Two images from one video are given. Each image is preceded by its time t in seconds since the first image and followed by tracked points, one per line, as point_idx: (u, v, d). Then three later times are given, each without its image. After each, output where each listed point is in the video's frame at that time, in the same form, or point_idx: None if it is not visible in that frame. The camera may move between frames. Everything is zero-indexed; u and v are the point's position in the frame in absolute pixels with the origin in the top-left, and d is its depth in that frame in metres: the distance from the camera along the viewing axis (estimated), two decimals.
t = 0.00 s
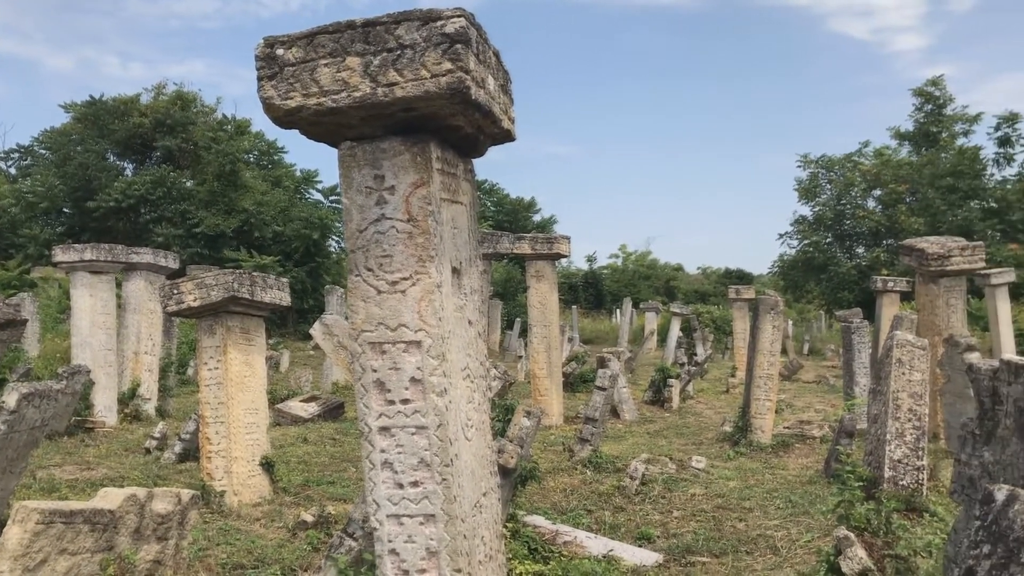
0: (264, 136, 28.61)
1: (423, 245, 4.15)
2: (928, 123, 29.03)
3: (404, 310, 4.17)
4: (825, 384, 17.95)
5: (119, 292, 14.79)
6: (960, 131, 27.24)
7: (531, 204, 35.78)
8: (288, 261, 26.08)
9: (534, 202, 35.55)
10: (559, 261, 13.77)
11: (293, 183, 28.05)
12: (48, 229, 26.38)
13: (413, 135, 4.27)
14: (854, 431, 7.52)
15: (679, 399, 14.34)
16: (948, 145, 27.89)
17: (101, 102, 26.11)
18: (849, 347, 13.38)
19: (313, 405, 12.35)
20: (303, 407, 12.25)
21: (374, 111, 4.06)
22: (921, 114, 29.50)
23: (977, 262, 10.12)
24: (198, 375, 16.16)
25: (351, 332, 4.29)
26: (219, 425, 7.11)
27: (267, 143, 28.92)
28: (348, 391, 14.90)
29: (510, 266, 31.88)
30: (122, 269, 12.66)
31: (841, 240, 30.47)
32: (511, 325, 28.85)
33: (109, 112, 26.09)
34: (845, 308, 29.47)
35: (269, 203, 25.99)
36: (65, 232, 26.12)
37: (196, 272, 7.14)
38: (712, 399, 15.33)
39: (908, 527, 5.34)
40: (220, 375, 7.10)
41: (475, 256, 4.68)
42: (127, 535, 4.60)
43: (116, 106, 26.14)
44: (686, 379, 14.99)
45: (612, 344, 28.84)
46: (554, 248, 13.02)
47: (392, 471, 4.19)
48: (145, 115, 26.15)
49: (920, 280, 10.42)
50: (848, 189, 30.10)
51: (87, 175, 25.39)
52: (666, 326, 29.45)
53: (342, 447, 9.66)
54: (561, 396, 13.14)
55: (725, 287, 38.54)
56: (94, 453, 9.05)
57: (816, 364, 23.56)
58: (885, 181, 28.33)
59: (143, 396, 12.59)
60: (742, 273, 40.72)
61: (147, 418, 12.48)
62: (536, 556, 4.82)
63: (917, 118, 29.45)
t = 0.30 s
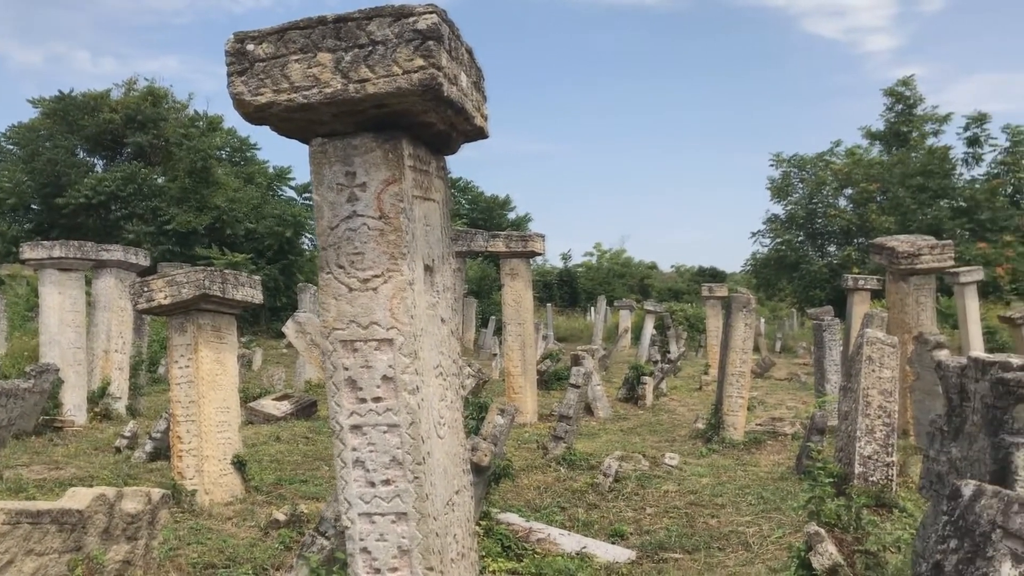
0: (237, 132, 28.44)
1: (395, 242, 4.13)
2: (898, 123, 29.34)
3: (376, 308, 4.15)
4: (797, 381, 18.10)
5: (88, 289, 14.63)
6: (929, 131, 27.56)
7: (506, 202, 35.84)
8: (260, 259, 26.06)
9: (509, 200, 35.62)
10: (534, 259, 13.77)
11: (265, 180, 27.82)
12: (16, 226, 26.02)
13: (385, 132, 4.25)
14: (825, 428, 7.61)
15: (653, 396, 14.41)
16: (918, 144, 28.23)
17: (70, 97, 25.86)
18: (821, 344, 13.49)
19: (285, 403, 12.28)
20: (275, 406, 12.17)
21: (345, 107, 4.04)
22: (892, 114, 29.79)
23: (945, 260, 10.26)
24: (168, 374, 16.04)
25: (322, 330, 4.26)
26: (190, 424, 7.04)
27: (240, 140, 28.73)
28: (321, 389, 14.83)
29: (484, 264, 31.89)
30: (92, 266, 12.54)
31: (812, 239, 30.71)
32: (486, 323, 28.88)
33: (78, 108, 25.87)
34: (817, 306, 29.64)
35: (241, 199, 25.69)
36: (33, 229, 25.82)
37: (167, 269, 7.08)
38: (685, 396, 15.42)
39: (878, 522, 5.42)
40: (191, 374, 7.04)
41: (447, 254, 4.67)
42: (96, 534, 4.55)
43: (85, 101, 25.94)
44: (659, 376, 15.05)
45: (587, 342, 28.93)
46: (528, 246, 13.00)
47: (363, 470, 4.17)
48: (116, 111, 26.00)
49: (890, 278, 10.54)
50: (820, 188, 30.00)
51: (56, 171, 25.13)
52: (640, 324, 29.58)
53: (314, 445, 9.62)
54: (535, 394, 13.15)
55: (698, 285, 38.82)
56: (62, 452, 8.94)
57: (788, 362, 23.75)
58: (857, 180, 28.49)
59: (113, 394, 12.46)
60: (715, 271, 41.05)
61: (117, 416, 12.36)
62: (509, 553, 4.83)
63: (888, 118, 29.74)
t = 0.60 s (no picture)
0: (206, 128, 28.34)
1: (364, 239, 4.11)
2: (868, 122, 29.60)
3: (344, 305, 4.13)
4: (767, 377, 18.26)
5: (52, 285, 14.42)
6: (898, 130, 27.85)
7: (479, 199, 35.84)
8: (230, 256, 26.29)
9: (482, 197, 35.64)
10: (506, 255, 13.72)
11: (235, 176, 27.96)
12: None
13: (354, 127, 4.23)
14: (794, 424, 7.67)
15: (625, 393, 14.44)
16: (887, 143, 28.53)
17: (36, 91, 25.53)
18: (791, 341, 13.57)
19: (256, 401, 12.21)
20: (246, 404, 12.09)
21: (313, 103, 4.01)
22: (862, 113, 30.08)
23: (913, 258, 10.37)
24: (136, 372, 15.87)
25: (289, 327, 4.23)
26: (158, 422, 6.99)
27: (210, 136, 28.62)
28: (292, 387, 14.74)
29: (457, 261, 31.87)
30: (58, 263, 12.41)
31: (783, 237, 30.77)
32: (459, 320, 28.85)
33: (45, 102, 25.54)
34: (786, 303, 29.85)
35: (210, 196, 25.84)
36: None
37: (135, 266, 7.01)
38: (656, 392, 15.50)
39: (846, 517, 5.48)
40: (159, 371, 6.99)
41: (417, 250, 4.66)
42: (61, 535, 4.50)
43: (52, 96, 25.61)
44: (631, 373, 15.11)
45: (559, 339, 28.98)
46: (500, 243, 12.95)
47: (332, 468, 4.16)
48: (83, 106, 25.62)
49: (859, 276, 10.63)
50: (790, 186, 30.17)
51: (23, 166, 24.87)
52: (612, 321, 29.69)
53: (284, 443, 9.57)
54: (508, 391, 13.15)
55: (671, 282, 39.01)
56: (27, 452, 8.82)
57: (759, 358, 23.92)
58: (827, 178, 28.61)
59: (79, 393, 12.32)
60: (687, 268, 41.35)
61: (85, 415, 12.23)
62: (480, 550, 4.85)
63: (858, 117, 30.00)
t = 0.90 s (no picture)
0: (177, 125, 29.11)
1: (332, 235, 4.10)
2: (838, 120, 29.85)
3: (312, 301, 4.11)
4: (738, 373, 18.40)
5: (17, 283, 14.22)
6: (868, 128, 28.13)
7: (452, 195, 35.81)
8: (202, 253, 26.44)
9: (455, 193, 35.64)
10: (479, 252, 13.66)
11: (206, 172, 28.58)
12: None
13: (322, 122, 4.20)
14: (765, 419, 7.74)
15: (597, 390, 14.48)
16: (857, 141, 28.82)
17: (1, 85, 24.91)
18: (761, 337, 13.62)
19: (227, 399, 12.15)
20: (216, 401, 12.03)
21: (281, 98, 3.99)
22: (832, 111, 30.34)
23: (880, 255, 10.52)
24: (104, 370, 15.71)
25: (257, 324, 4.21)
26: (127, 420, 6.98)
27: (181, 132, 29.47)
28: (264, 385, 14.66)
29: (430, 258, 31.85)
30: (24, 259, 12.28)
31: (754, 233, 30.91)
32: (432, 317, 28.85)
33: (10, 97, 24.99)
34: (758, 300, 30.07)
35: (181, 192, 25.90)
36: None
37: (103, 263, 6.96)
38: (629, 388, 15.56)
39: (814, 512, 5.54)
40: (127, 369, 6.96)
41: (387, 247, 4.65)
42: (27, 535, 4.43)
43: (18, 90, 24.96)
44: (604, 369, 15.16)
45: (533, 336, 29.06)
46: (473, 239, 12.89)
47: (300, 465, 4.15)
48: (50, 100, 25.11)
49: (829, 272, 10.70)
50: (761, 183, 30.40)
51: None
52: (585, 317, 29.83)
53: (256, 441, 9.54)
54: (481, 388, 13.13)
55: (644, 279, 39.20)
56: None
57: (730, 354, 24.11)
58: (797, 176, 28.69)
59: (47, 391, 12.20)
60: (660, 265, 41.66)
61: (52, 414, 12.10)
62: (452, 547, 4.87)
63: (828, 115, 30.26)
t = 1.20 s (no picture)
0: (142, 119, 29.10)
1: (296, 230, 4.08)
2: (806, 118, 30.11)
3: (276, 298, 4.10)
4: (707, 368, 18.52)
5: None
6: (835, 126, 28.45)
7: (422, 191, 35.78)
8: (168, 249, 26.36)
9: (425, 189, 35.61)
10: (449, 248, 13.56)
11: (173, 167, 28.45)
12: None
13: (286, 117, 4.18)
14: (732, 414, 7.81)
15: (567, 385, 14.51)
16: (824, 139, 29.12)
17: None
18: (729, 333, 13.65)
19: (193, 396, 12.09)
20: (183, 399, 11.95)
21: (244, 92, 3.96)
22: (799, 109, 30.61)
23: (846, 252, 10.60)
24: (67, 367, 15.51)
25: (221, 319, 4.19)
26: (90, 418, 6.91)
27: (147, 127, 29.46)
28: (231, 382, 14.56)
29: (400, 253, 31.79)
30: None
31: (723, 230, 31.14)
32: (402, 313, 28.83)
33: None
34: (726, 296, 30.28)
35: (147, 187, 25.62)
36: None
37: (65, 259, 6.88)
38: (599, 384, 15.64)
39: (780, 506, 5.61)
40: (90, 366, 6.89)
41: (353, 242, 4.63)
42: None
43: None
44: (574, 365, 15.21)
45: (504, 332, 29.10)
46: (442, 236, 12.80)
47: (264, 462, 4.15)
48: (11, 94, 24.72)
49: (796, 269, 10.84)
50: (730, 180, 30.54)
51: None
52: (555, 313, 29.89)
53: (223, 439, 9.49)
54: (450, 384, 13.07)
55: (614, 276, 39.89)
56: None
57: (698, 350, 24.29)
58: (765, 173, 28.81)
59: (9, 389, 12.07)
60: (629, 261, 42.08)
61: (14, 412, 11.96)
62: (420, 544, 4.91)
63: (796, 113, 30.53)
